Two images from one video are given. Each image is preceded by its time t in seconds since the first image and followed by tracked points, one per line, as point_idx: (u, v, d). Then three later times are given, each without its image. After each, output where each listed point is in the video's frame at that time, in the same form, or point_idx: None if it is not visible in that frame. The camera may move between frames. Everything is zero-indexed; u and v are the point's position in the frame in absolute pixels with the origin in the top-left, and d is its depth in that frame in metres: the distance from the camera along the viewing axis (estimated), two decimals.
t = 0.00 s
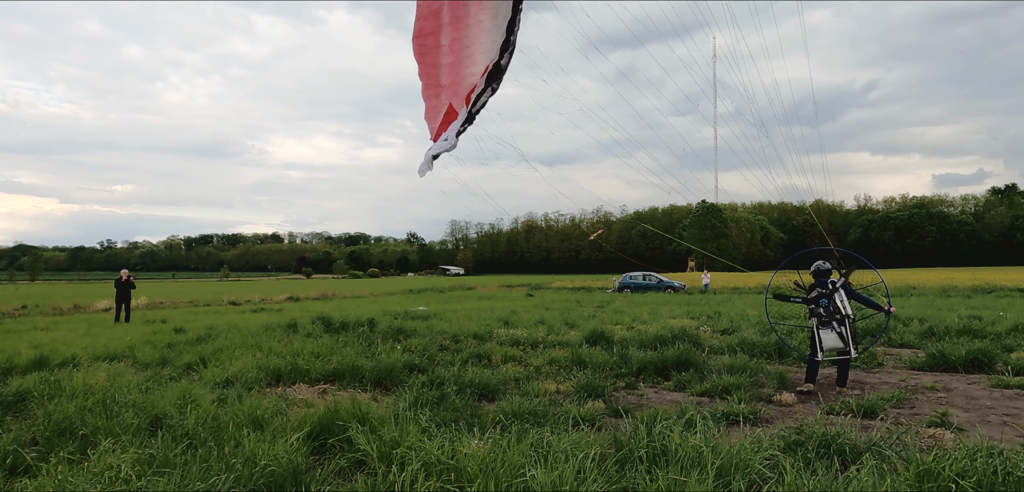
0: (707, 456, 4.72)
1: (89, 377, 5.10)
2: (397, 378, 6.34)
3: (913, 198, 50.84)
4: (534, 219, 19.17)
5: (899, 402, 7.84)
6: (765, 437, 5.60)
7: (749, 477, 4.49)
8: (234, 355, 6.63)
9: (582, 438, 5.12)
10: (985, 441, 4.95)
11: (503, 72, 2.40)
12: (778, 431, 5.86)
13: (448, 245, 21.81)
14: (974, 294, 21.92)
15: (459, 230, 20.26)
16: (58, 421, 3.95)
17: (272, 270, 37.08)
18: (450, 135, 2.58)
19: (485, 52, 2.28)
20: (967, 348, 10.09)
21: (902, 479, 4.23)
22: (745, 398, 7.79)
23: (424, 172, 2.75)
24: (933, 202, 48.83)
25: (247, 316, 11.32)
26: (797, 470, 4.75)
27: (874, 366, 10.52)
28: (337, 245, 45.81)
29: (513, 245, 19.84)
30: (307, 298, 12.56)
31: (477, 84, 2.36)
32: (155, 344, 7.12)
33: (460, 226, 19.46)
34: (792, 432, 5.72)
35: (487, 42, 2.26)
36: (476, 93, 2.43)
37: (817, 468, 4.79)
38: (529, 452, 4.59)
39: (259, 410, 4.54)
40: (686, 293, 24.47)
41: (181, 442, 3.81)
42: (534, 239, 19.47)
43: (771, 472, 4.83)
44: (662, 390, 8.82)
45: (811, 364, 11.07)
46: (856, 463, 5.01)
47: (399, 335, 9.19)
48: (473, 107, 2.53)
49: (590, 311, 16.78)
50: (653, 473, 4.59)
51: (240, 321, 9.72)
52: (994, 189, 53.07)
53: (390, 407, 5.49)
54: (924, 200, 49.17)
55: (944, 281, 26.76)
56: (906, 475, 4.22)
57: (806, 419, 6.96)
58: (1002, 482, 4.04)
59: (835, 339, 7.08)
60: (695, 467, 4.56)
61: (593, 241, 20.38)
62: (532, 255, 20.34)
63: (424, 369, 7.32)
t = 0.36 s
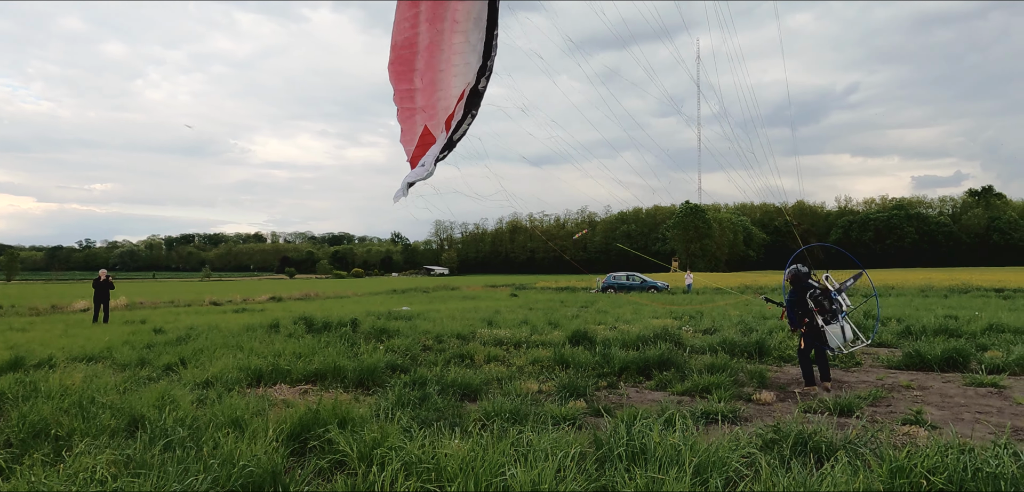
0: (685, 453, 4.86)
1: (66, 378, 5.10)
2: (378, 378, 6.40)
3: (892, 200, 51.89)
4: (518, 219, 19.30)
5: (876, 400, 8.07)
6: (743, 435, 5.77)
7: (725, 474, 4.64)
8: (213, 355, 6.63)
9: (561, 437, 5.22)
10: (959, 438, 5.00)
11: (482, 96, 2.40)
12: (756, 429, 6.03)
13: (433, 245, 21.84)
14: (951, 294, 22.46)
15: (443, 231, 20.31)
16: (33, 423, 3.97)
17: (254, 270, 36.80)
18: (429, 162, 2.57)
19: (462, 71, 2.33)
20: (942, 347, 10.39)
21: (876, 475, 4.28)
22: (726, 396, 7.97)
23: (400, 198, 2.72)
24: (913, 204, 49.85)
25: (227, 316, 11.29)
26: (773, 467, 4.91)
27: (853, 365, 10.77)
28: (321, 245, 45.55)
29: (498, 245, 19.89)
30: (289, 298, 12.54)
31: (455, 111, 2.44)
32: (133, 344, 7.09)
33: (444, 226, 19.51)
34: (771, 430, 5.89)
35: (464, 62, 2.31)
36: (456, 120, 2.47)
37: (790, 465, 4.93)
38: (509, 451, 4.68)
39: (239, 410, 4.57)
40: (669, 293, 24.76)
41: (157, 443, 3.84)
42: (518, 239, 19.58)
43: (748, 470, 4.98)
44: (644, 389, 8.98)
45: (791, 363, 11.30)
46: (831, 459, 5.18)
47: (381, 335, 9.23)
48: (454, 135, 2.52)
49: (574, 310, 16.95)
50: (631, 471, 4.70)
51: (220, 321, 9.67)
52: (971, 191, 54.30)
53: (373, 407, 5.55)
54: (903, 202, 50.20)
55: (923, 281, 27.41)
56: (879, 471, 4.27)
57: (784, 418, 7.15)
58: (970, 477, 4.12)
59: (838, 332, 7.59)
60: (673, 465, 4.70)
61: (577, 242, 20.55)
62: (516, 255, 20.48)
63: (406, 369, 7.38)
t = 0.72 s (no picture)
0: (666, 452, 4.97)
1: (43, 379, 5.06)
2: (362, 378, 6.45)
3: (873, 201, 52.79)
4: (504, 219, 19.34)
5: (855, 399, 8.29)
6: (725, 434, 5.90)
7: (707, 472, 4.75)
8: (195, 356, 6.61)
9: (545, 437, 5.32)
10: (936, 437, 5.14)
11: (457, 128, 2.63)
12: (737, 428, 6.17)
13: (418, 245, 21.78)
14: (930, 294, 22.98)
15: (429, 230, 20.26)
16: (12, 424, 3.97)
17: (237, 269, 36.38)
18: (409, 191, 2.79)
19: (441, 105, 2.65)
20: (920, 346, 10.67)
21: (854, 473, 4.38)
22: (708, 395, 8.13)
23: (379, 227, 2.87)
24: (893, 205, 50.77)
25: (209, 315, 11.19)
26: (753, 465, 5.03)
27: (833, 364, 11.01)
28: (305, 244, 45.14)
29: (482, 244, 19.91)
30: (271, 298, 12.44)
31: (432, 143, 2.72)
32: (113, 344, 7.04)
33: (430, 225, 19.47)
34: (751, 429, 6.03)
35: (443, 98, 2.65)
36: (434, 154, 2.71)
37: (771, 464, 5.05)
38: (493, 450, 4.76)
39: (220, 411, 4.60)
40: (654, 293, 25.00)
41: (138, 444, 3.86)
42: (504, 240, 19.62)
43: (730, 468, 5.10)
44: (627, 388, 9.11)
45: (772, 363, 11.51)
46: (810, 457, 5.34)
47: (366, 335, 9.25)
48: (434, 167, 2.67)
49: (559, 310, 17.04)
50: (614, 470, 4.80)
51: (201, 321, 9.59)
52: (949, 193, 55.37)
53: (356, 407, 5.60)
54: (884, 203, 51.01)
55: (902, 281, 28.04)
56: (858, 469, 4.37)
57: (763, 416, 7.32)
58: (945, 475, 4.26)
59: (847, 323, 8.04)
60: (655, 464, 4.81)
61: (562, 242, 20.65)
62: (501, 255, 20.53)
63: (391, 369, 7.42)
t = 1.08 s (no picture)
0: (649, 448, 5.08)
1: (19, 379, 5.02)
2: (345, 376, 6.47)
3: (853, 202, 53.74)
4: (489, 219, 19.41)
5: (836, 396, 8.48)
6: (708, 430, 6.04)
7: (690, 467, 4.85)
8: (176, 355, 6.58)
9: (529, 434, 5.41)
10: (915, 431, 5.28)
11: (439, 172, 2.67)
12: (720, 424, 6.30)
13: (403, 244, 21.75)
14: (909, 293, 23.50)
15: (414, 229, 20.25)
16: None
17: (219, 269, 35.97)
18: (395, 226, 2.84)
19: (418, 153, 2.59)
20: (899, 344, 10.95)
21: (834, 467, 4.50)
22: (692, 392, 8.27)
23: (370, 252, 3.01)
24: (873, 205, 51.72)
25: (190, 315, 11.12)
26: (735, 460, 5.16)
27: (815, 362, 11.25)
28: (288, 243, 44.74)
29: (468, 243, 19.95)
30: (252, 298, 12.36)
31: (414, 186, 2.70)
32: (91, 344, 6.98)
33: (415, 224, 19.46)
34: (733, 425, 6.17)
35: (418, 147, 2.59)
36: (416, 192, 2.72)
37: (753, 459, 5.17)
38: (476, 448, 4.82)
39: (201, 410, 4.61)
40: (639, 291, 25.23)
41: (117, 444, 3.87)
42: (489, 239, 19.68)
43: (712, 463, 5.22)
44: (611, 386, 9.23)
45: (755, 360, 11.71)
46: (790, 452, 5.49)
47: (351, 334, 9.26)
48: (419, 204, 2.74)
49: (543, 309, 17.15)
50: (598, 466, 4.89)
51: (182, 321, 9.52)
52: (928, 194, 56.54)
53: (339, 406, 5.62)
54: (865, 203, 51.93)
55: (882, 279, 28.66)
56: (837, 463, 4.49)
57: (745, 413, 7.48)
58: (923, 468, 4.38)
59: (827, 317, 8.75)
60: (638, 460, 4.91)
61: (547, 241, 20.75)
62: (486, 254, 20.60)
63: (374, 368, 7.45)
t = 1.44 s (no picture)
0: (632, 444, 5.19)
1: None
2: (330, 375, 6.50)
3: (836, 202, 54.59)
4: (475, 217, 19.45)
5: (818, 393, 8.69)
6: (691, 427, 6.18)
7: (672, 464, 4.98)
8: (158, 353, 6.57)
9: (514, 431, 5.51)
10: (893, 427, 5.42)
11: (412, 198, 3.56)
12: (702, 422, 6.44)
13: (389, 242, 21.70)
14: (890, 292, 24.01)
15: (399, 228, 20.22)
16: None
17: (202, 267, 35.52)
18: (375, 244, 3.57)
19: (390, 191, 3.55)
20: (880, 342, 11.23)
21: (814, 463, 4.64)
22: (675, 389, 8.43)
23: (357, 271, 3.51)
24: (855, 206, 52.59)
25: (171, 313, 11.04)
26: (717, 456, 5.29)
27: (799, 361, 11.50)
28: (274, 241, 44.31)
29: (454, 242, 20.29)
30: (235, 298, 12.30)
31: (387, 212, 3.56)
32: (71, 342, 6.93)
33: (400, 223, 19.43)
34: (716, 422, 6.31)
35: (387, 186, 3.55)
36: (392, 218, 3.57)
37: (735, 455, 5.31)
38: (460, 445, 4.89)
39: (181, 409, 4.63)
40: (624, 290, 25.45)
41: (95, 443, 3.88)
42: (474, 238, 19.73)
43: (694, 459, 5.35)
44: (596, 383, 9.36)
45: (737, 358, 11.93)
46: (772, 448, 5.65)
47: (335, 332, 9.29)
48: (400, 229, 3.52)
49: (528, 308, 17.24)
50: (581, 463, 5.00)
51: (163, 319, 9.47)
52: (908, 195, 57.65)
53: (323, 404, 5.66)
54: (847, 203, 52.74)
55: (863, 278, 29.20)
56: (818, 459, 4.62)
57: (728, 410, 7.64)
58: (902, 463, 4.50)
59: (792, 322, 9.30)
60: (621, 456, 5.03)
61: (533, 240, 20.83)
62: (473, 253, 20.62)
63: (359, 366, 7.48)
